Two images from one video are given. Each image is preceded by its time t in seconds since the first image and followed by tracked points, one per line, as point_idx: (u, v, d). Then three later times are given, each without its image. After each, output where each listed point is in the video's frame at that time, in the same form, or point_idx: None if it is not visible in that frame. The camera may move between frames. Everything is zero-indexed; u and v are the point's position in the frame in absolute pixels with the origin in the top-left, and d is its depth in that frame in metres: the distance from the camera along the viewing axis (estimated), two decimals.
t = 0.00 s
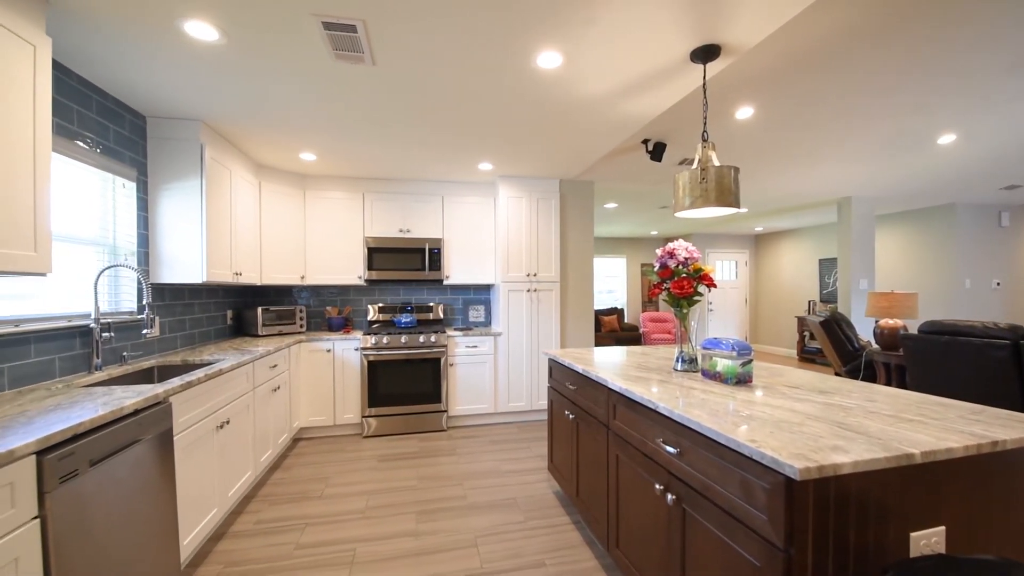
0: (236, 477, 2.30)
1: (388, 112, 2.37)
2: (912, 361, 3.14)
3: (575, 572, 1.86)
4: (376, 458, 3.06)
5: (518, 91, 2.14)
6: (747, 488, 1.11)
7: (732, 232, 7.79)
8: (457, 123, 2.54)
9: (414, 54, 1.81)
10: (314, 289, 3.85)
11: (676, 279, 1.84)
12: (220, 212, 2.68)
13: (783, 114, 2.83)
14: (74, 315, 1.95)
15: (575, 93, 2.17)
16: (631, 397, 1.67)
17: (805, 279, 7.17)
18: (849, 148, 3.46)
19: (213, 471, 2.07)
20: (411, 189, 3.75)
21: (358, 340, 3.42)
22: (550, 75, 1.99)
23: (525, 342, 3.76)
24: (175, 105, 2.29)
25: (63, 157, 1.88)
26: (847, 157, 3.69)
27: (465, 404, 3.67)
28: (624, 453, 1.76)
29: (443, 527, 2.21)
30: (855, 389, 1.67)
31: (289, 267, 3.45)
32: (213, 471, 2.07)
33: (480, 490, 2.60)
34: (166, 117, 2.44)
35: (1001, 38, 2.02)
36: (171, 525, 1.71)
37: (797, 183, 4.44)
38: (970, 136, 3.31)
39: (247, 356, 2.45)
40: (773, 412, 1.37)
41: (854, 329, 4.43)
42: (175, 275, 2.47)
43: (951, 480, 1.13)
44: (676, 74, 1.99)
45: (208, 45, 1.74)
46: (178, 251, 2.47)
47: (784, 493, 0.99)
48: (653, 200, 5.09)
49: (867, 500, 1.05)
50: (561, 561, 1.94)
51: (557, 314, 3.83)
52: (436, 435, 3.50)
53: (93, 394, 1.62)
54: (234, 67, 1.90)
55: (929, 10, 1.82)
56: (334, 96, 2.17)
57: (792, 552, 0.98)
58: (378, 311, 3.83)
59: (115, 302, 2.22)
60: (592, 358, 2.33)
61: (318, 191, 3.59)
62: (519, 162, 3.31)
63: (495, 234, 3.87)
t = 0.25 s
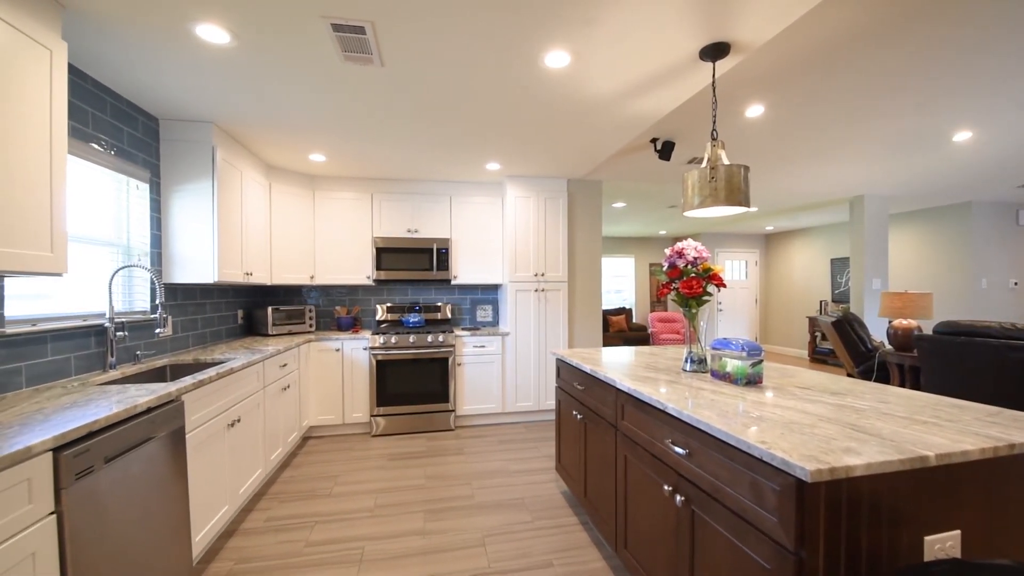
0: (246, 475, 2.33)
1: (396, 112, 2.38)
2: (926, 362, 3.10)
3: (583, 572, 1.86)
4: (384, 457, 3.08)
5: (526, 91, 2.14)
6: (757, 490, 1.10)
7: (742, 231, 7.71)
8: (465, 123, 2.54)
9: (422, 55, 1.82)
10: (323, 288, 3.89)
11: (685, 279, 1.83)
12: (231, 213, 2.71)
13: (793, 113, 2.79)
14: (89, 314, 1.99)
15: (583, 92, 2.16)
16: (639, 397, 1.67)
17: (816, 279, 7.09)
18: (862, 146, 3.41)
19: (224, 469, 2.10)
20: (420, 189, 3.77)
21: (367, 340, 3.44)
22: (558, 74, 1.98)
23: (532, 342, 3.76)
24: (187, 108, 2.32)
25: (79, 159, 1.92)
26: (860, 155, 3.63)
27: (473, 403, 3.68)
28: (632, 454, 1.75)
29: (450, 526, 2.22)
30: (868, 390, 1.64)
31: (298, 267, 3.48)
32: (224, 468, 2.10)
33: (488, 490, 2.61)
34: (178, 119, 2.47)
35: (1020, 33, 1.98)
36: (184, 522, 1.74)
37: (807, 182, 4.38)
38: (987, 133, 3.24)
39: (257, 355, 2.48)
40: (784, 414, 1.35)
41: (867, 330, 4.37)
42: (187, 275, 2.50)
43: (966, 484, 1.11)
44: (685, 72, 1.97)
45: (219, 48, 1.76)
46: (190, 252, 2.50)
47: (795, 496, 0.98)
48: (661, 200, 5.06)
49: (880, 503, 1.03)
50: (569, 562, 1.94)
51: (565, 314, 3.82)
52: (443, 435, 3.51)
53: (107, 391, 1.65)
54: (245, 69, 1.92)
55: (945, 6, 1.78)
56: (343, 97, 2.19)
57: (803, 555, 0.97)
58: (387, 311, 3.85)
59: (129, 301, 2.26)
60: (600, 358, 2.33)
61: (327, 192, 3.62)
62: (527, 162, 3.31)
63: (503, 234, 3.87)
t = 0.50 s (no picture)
0: (257, 472, 2.35)
1: (404, 113, 2.39)
2: (940, 363, 3.05)
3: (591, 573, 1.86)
4: (393, 456, 3.10)
5: (533, 91, 2.14)
6: (768, 492, 1.09)
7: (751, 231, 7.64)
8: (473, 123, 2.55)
9: (430, 56, 1.82)
10: (333, 288, 3.93)
11: (695, 279, 1.82)
12: (242, 213, 2.74)
13: (804, 110, 2.76)
14: (104, 314, 2.03)
15: (591, 92, 2.16)
16: (648, 398, 1.66)
17: (828, 279, 6.99)
18: (875, 144, 3.36)
19: (235, 467, 2.12)
20: (428, 189, 3.78)
21: (375, 339, 3.47)
22: (566, 73, 1.98)
23: (540, 342, 3.76)
24: (200, 110, 2.35)
25: (94, 161, 1.95)
26: (873, 153, 3.58)
27: (481, 403, 3.69)
28: (641, 455, 1.74)
29: (458, 526, 2.22)
30: (881, 392, 1.62)
31: (308, 267, 3.51)
32: (236, 466, 2.13)
33: (496, 489, 2.61)
34: (191, 121, 2.51)
35: None
36: (195, 518, 1.76)
37: (819, 180, 4.33)
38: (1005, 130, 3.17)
39: (268, 354, 2.51)
40: (796, 415, 1.34)
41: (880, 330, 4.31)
42: (199, 275, 2.54)
43: (984, 488, 1.08)
44: (694, 70, 1.96)
45: (230, 51, 1.78)
46: (202, 252, 2.54)
47: (807, 498, 0.97)
48: (670, 199, 5.03)
49: (894, 506, 1.01)
50: (576, 562, 1.93)
51: (573, 314, 3.82)
52: (451, 434, 3.52)
53: (122, 390, 1.68)
54: (256, 71, 1.95)
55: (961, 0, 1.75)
56: (352, 98, 2.21)
57: (815, 559, 0.96)
58: (395, 311, 3.88)
59: (143, 301, 2.30)
60: (608, 358, 2.32)
61: (336, 192, 3.65)
62: (535, 161, 3.31)
63: (511, 234, 3.87)
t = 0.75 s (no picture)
0: (267, 470, 2.38)
1: (412, 113, 2.40)
2: (955, 365, 3.00)
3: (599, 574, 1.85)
4: (401, 455, 3.11)
5: (541, 90, 2.14)
6: (778, 494, 1.08)
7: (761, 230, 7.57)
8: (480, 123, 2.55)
9: (438, 56, 1.83)
10: (341, 288, 3.96)
11: (704, 279, 1.80)
12: (252, 214, 2.77)
13: (815, 108, 2.73)
14: (118, 313, 2.06)
15: (600, 91, 2.15)
16: (657, 398, 1.65)
17: (840, 279, 6.91)
18: (888, 142, 3.31)
19: (246, 464, 2.15)
20: (436, 189, 3.80)
21: (384, 339, 3.48)
22: (574, 73, 1.97)
23: (548, 342, 3.76)
24: (212, 112, 2.38)
25: (109, 163, 1.99)
26: (886, 151, 3.53)
27: (488, 402, 3.69)
28: (649, 456, 1.73)
29: (466, 525, 2.23)
30: (894, 393, 1.60)
31: (317, 267, 3.54)
32: (246, 464, 2.15)
33: (503, 489, 2.61)
34: (203, 123, 2.54)
35: None
36: (207, 515, 1.78)
37: (830, 179, 4.28)
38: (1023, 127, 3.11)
39: (278, 353, 2.53)
40: (807, 417, 1.32)
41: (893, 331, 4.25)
42: (211, 275, 2.57)
43: (1001, 492, 1.06)
44: (703, 68, 1.94)
45: (241, 53, 1.80)
46: (213, 252, 2.57)
47: (818, 501, 0.96)
48: (679, 199, 5.00)
49: (908, 510, 1.00)
50: (584, 563, 1.93)
51: (580, 314, 3.81)
52: (459, 434, 3.53)
53: (136, 388, 1.71)
54: (266, 73, 1.97)
55: None
56: (361, 99, 2.22)
57: (826, 562, 0.95)
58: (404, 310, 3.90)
59: (156, 300, 2.33)
60: (616, 358, 2.31)
61: (345, 193, 3.67)
62: (543, 161, 3.31)
63: (518, 234, 3.87)
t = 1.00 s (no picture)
0: (278, 468, 2.40)
1: (420, 114, 2.41)
2: (970, 366, 2.94)
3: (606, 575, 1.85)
4: (409, 454, 3.13)
5: (549, 90, 2.14)
6: (789, 496, 1.07)
7: (772, 229, 7.49)
8: (488, 123, 2.55)
9: (446, 56, 1.83)
10: (350, 288, 4.00)
11: (713, 279, 1.79)
12: (263, 214, 2.80)
13: (827, 106, 2.70)
14: (132, 313, 2.10)
15: (608, 90, 2.14)
16: (666, 399, 1.64)
17: (852, 278, 6.81)
18: (902, 139, 3.26)
19: (257, 462, 2.17)
20: (444, 190, 3.81)
21: (392, 338, 3.50)
22: (582, 72, 1.97)
23: (556, 342, 3.75)
24: (223, 113, 2.40)
25: (123, 165, 2.02)
26: (899, 149, 3.47)
27: (496, 402, 3.70)
28: (658, 456, 1.73)
29: (474, 524, 2.24)
30: (908, 395, 1.57)
31: (326, 267, 3.57)
32: (257, 462, 2.18)
33: (510, 489, 2.62)
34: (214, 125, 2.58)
35: None
36: (219, 512, 1.81)
37: (842, 178, 4.22)
38: None
39: (288, 352, 2.56)
40: (819, 418, 1.31)
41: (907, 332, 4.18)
42: (222, 275, 2.60)
43: (1019, 496, 1.04)
44: (713, 67, 1.93)
45: (252, 55, 1.82)
46: (224, 252, 2.60)
47: (830, 503, 0.95)
48: (688, 198, 4.96)
49: (922, 514, 0.99)
50: (592, 563, 1.93)
51: (588, 314, 3.80)
52: (467, 433, 3.54)
53: (149, 386, 1.74)
54: (276, 75, 1.99)
55: None
56: (369, 100, 2.24)
57: (838, 565, 0.94)
58: (412, 310, 3.92)
59: (169, 300, 2.37)
60: (624, 358, 2.31)
61: (354, 193, 3.70)
62: (551, 161, 3.30)
63: (526, 234, 3.87)
